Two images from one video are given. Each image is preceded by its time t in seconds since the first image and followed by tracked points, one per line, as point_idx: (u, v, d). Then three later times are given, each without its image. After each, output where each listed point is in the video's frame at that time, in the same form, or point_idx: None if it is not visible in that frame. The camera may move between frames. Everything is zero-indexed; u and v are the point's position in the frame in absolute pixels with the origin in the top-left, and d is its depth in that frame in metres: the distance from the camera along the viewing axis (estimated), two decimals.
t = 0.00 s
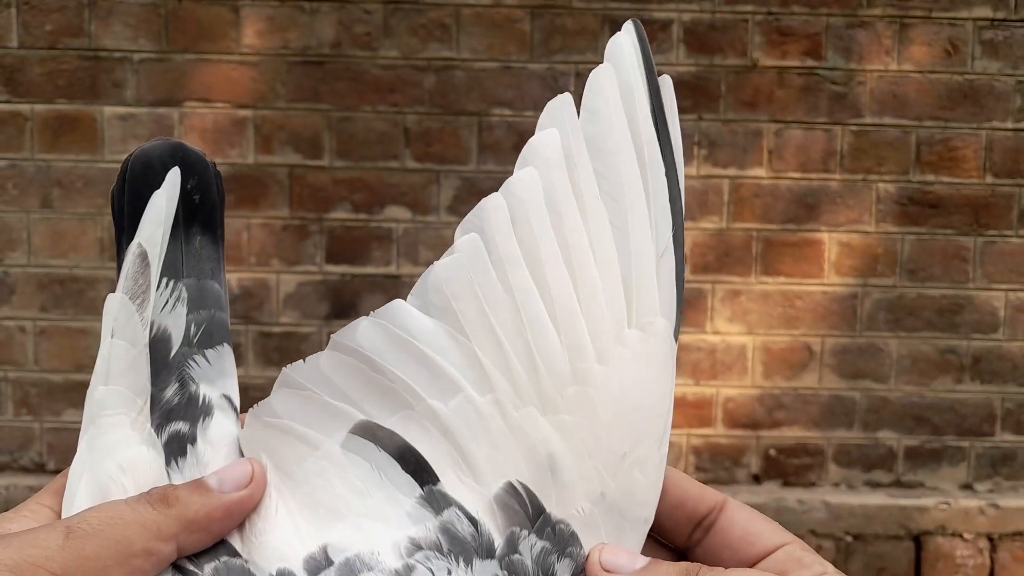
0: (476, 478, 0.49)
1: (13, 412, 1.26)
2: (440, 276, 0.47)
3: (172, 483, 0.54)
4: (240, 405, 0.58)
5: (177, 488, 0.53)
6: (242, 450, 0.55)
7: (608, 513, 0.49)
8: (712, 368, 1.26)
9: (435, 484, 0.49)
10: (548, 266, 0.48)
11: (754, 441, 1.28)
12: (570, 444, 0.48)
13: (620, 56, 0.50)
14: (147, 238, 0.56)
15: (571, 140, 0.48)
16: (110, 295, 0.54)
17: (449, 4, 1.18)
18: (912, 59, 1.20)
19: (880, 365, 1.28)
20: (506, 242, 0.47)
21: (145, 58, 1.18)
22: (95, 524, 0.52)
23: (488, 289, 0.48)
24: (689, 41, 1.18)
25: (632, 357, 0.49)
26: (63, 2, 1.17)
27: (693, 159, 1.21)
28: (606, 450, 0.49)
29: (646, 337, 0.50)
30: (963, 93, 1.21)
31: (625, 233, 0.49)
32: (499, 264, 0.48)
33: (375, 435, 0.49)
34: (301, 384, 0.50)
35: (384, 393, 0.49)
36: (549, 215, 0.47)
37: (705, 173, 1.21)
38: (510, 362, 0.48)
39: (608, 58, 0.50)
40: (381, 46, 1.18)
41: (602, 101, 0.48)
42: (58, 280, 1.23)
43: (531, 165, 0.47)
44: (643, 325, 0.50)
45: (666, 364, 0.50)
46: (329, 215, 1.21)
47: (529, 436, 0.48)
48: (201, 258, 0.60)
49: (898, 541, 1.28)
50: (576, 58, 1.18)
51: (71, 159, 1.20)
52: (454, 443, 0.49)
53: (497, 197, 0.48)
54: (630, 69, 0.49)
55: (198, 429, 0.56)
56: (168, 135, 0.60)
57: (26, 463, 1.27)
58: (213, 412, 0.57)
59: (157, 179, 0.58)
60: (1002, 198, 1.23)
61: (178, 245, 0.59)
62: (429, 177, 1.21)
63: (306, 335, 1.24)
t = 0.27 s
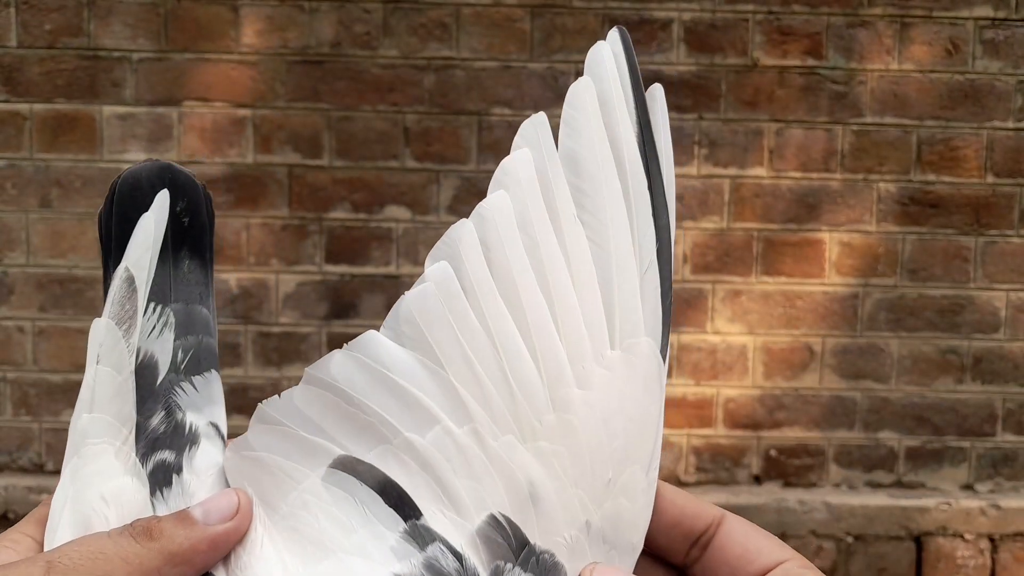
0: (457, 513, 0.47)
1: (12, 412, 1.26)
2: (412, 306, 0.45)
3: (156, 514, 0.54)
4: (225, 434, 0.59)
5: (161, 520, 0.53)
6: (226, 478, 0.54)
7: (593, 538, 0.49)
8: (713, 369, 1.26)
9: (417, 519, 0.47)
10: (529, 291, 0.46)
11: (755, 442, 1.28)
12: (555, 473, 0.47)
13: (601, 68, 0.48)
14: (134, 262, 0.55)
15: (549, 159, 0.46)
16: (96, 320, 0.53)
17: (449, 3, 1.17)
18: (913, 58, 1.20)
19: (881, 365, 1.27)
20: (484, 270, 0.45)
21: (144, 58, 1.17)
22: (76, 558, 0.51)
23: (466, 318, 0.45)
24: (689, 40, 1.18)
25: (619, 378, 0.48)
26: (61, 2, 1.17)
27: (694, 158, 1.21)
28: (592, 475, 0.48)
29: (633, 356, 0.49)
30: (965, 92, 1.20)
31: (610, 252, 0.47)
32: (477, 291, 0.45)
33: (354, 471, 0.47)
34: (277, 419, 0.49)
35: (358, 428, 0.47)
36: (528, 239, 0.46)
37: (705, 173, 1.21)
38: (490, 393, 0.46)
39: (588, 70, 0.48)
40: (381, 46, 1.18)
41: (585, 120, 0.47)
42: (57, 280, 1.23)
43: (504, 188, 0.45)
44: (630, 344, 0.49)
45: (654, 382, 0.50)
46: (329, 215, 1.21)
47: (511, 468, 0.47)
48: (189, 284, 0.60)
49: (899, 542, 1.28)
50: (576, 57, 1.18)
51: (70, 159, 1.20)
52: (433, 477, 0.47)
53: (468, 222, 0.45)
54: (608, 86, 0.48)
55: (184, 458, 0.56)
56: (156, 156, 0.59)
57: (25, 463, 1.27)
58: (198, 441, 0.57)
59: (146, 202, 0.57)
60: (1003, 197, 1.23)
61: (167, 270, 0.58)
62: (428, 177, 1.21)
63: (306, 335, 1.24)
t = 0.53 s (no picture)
0: (461, 535, 0.50)
1: (12, 413, 1.26)
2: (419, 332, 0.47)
3: (155, 533, 0.57)
4: (225, 452, 0.61)
5: (159, 541, 0.55)
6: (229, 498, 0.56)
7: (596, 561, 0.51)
8: (713, 369, 1.26)
9: (424, 544, 0.50)
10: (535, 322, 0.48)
11: (755, 442, 1.28)
12: (557, 498, 0.49)
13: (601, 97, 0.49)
14: (134, 279, 0.57)
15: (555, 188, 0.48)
16: (96, 337, 0.55)
17: (449, 3, 1.17)
18: (913, 58, 1.20)
19: (881, 365, 1.27)
20: (493, 299, 0.47)
21: (144, 57, 1.17)
22: None
23: (474, 346, 0.48)
24: (689, 40, 1.18)
25: (623, 406, 0.50)
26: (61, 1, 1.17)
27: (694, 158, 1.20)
28: (595, 499, 0.50)
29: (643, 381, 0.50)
30: (965, 92, 1.20)
31: (616, 283, 0.49)
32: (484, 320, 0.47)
33: (361, 494, 0.50)
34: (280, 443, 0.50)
35: (366, 452, 0.49)
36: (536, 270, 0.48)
37: (705, 173, 1.21)
38: (496, 420, 0.49)
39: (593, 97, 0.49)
40: (381, 45, 1.18)
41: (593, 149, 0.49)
42: (57, 280, 1.23)
43: (515, 207, 0.47)
44: (642, 369, 0.50)
45: (666, 408, 0.51)
46: (329, 215, 1.21)
47: (514, 492, 0.49)
48: (188, 299, 0.61)
49: (899, 543, 1.28)
50: (577, 57, 1.18)
51: (70, 159, 1.19)
52: (438, 500, 0.50)
53: (478, 243, 0.47)
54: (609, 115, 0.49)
55: (185, 478, 0.59)
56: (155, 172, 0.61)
57: (24, 464, 1.27)
58: (199, 459, 0.59)
59: (144, 220, 0.59)
60: (1003, 197, 1.23)
61: (167, 286, 0.60)
62: (428, 177, 1.21)
63: (306, 335, 1.24)
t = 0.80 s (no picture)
0: (461, 555, 0.49)
1: (12, 413, 1.26)
2: (410, 350, 0.47)
3: (160, 549, 0.57)
4: (229, 468, 0.63)
5: (164, 557, 0.55)
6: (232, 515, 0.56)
7: None
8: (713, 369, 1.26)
9: (424, 564, 0.49)
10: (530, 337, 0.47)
11: (755, 442, 1.28)
12: (558, 518, 0.48)
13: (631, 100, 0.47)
14: (139, 292, 0.55)
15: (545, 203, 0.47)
16: (99, 351, 0.52)
17: (449, 3, 1.17)
18: (913, 58, 1.20)
19: (881, 365, 1.27)
20: (484, 315, 0.47)
21: (144, 58, 1.17)
22: None
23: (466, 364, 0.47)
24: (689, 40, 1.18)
25: (629, 423, 0.48)
26: (62, 2, 1.17)
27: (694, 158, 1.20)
28: (598, 518, 0.48)
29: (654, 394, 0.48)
30: (965, 92, 1.20)
31: (620, 294, 0.48)
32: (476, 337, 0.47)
33: (359, 512, 0.50)
34: (275, 463, 0.52)
35: (360, 471, 0.49)
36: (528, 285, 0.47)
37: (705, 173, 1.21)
38: (492, 437, 0.48)
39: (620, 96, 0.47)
40: (381, 46, 1.18)
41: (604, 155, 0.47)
42: (57, 280, 1.23)
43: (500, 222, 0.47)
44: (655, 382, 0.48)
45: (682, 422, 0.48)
46: (329, 215, 1.21)
47: (513, 511, 0.48)
48: (192, 313, 0.62)
49: (899, 543, 1.28)
50: (577, 57, 1.18)
51: (70, 159, 1.20)
52: (436, 520, 0.49)
53: (465, 256, 0.47)
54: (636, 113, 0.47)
55: (188, 493, 0.60)
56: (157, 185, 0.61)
57: (24, 464, 1.27)
58: (203, 474, 0.61)
59: (150, 233, 0.58)
60: (1003, 197, 1.23)
61: (173, 300, 0.61)
62: (428, 177, 1.21)
63: (306, 335, 1.24)
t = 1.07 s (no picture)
0: (470, 561, 0.47)
1: (12, 413, 1.26)
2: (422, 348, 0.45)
3: (163, 557, 0.55)
4: (232, 473, 0.61)
5: (168, 564, 0.53)
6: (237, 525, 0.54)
7: None
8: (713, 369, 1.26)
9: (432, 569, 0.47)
10: (547, 335, 0.45)
11: (755, 442, 1.28)
12: (571, 523, 0.46)
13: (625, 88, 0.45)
14: (139, 297, 0.54)
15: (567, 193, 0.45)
16: (102, 356, 0.51)
17: (449, 3, 1.17)
18: (913, 58, 1.20)
19: (881, 365, 1.27)
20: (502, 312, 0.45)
21: (144, 58, 1.17)
22: None
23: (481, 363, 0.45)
24: (689, 40, 1.18)
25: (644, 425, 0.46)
26: (61, 1, 1.17)
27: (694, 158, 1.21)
28: (613, 524, 0.46)
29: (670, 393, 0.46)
30: (965, 92, 1.20)
31: (636, 291, 0.46)
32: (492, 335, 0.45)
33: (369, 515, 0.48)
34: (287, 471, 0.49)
35: (369, 473, 0.48)
36: (544, 282, 0.45)
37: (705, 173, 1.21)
38: (505, 439, 0.46)
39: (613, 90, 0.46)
40: (381, 46, 1.18)
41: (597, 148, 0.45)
42: (57, 280, 1.23)
43: (523, 223, 0.45)
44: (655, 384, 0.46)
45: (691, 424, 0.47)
46: (329, 215, 1.21)
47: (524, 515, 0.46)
48: (194, 318, 0.60)
49: (898, 543, 1.28)
50: (577, 57, 1.18)
51: (70, 159, 1.20)
52: (444, 523, 0.47)
53: (487, 255, 0.45)
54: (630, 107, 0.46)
55: (191, 499, 0.58)
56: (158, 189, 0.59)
57: (24, 464, 1.27)
58: (206, 480, 0.59)
59: (151, 237, 0.57)
60: (1003, 197, 1.23)
61: (174, 304, 0.59)
62: (428, 177, 1.21)
63: (306, 335, 1.24)
